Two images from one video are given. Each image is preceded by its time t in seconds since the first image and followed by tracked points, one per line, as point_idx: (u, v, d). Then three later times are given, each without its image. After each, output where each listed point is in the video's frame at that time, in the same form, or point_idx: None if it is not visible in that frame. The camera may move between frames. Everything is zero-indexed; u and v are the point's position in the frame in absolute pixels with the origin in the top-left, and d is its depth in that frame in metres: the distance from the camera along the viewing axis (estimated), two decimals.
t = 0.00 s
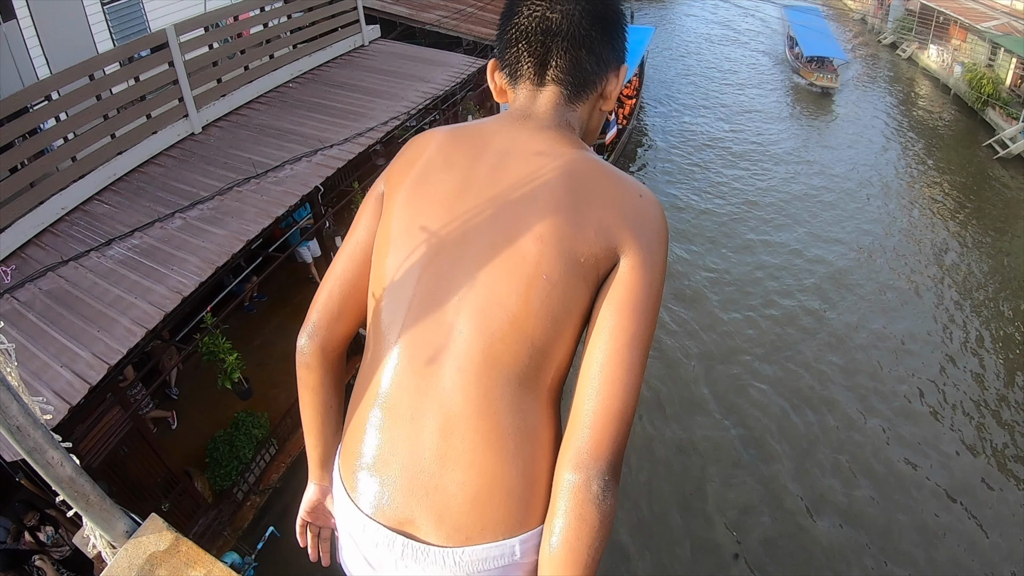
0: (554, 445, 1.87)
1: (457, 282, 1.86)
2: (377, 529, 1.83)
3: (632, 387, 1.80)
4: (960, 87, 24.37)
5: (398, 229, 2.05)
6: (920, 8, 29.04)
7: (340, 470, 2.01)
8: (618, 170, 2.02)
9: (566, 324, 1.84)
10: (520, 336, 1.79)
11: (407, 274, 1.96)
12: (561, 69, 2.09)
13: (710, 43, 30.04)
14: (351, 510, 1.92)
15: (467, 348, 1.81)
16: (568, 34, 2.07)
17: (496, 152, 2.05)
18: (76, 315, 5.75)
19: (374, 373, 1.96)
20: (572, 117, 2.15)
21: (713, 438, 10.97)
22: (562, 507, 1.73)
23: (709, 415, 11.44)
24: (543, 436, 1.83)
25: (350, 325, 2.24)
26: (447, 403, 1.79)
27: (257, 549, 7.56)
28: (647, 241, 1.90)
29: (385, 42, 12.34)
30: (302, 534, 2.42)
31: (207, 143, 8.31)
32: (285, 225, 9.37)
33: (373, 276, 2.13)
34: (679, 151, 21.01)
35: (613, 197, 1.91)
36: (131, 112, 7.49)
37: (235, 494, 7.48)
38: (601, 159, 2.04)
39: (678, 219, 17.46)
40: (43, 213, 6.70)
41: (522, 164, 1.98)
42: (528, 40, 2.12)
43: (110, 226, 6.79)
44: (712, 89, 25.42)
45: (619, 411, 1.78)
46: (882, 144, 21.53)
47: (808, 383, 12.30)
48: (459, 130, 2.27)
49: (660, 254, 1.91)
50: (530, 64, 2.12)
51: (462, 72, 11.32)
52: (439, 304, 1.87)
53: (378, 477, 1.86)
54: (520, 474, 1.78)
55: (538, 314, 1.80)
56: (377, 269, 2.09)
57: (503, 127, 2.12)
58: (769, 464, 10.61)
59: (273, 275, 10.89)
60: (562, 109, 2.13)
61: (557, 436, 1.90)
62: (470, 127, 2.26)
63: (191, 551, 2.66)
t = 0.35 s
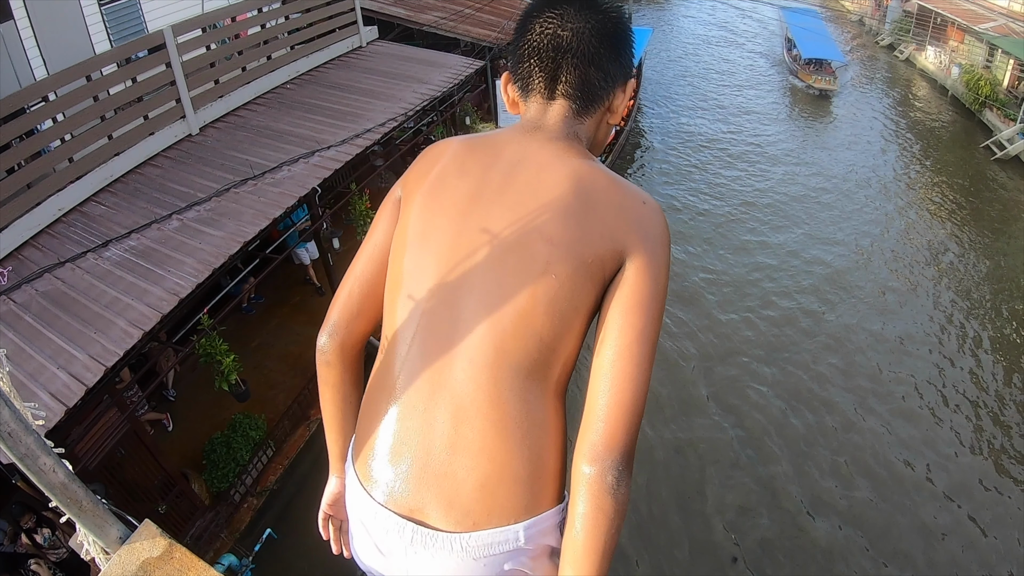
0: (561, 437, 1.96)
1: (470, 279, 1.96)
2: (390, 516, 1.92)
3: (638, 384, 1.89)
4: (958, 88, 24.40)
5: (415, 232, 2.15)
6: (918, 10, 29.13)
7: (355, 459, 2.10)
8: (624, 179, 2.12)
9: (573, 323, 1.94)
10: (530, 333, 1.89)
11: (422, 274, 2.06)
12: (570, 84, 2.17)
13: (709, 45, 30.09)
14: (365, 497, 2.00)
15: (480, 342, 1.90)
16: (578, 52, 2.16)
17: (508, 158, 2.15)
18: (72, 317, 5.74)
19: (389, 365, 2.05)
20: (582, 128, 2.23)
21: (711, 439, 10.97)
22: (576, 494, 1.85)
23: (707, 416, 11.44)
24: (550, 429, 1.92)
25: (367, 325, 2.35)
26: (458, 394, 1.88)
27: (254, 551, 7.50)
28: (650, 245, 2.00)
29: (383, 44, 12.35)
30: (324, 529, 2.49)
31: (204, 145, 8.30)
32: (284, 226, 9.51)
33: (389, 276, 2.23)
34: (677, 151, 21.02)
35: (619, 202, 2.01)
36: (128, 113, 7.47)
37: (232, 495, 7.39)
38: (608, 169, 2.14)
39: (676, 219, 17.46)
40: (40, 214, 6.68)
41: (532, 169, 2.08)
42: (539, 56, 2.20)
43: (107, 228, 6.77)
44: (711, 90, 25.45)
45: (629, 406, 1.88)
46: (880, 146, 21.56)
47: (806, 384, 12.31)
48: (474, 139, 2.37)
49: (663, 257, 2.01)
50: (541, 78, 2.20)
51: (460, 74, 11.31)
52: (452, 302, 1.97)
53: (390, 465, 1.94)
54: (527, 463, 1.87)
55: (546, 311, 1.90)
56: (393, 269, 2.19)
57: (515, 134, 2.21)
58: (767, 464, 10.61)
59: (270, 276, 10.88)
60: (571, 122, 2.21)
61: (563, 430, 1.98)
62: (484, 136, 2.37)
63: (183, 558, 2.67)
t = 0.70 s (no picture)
0: (564, 435, 2.05)
1: (477, 280, 2.05)
2: (399, 509, 2.01)
3: (642, 383, 1.99)
4: (955, 90, 24.46)
5: (427, 235, 2.24)
6: (915, 12, 29.23)
7: (366, 453, 2.19)
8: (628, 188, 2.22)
9: (578, 325, 2.04)
10: (535, 332, 1.99)
11: (433, 275, 2.15)
12: (576, 98, 2.27)
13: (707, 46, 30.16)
14: (376, 490, 2.09)
15: (486, 340, 1.99)
16: (585, 66, 2.25)
17: (516, 165, 2.24)
18: (69, 318, 5.72)
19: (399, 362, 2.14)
20: (588, 140, 2.33)
21: (709, 439, 10.96)
22: (585, 488, 1.94)
23: (706, 416, 11.44)
24: (552, 426, 2.01)
25: (380, 328, 2.45)
26: (466, 390, 1.97)
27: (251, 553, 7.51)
28: (651, 253, 2.10)
29: (381, 45, 12.36)
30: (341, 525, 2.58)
31: (202, 146, 8.28)
32: (283, 229, 9.56)
33: (401, 278, 2.32)
34: (674, 152, 21.03)
35: (621, 211, 2.11)
36: (126, 114, 7.45)
37: (229, 497, 7.41)
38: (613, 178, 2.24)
39: (674, 220, 17.46)
40: (38, 215, 6.65)
41: (540, 176, 2.16)
42: (546, 69, 2.30)
43: (104, 229, 6.75)
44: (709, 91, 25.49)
45: (636, 406, 1.98)
46: (877, 147, 21.59)
47: (804, 384, 12.31)
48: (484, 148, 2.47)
49: (662, 264, 2.11)
50: (547, 91, 2.30)
51: (458, 75, 11.32)
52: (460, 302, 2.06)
53: (401, 456, 2.03)
54: (530, 458, 1.96)
55: (550, 312, 2.00)
56: (405, 271, 2.28)
57: (524, 143, 2.31)
58: (765, 465, 10.60)
59: (268, 277, 10.87)
60: (578, 133, 2.30)
61: (565, 427, 2.07)
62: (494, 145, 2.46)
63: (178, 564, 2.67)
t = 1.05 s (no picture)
0: (565, 434, 2.18)
1: (484, 283, 2.20)
2: (408, 503, 2.13)
3: (645, 383, 2.15)
4: (952, 91, 24.53)
5: (436, 242, 2.41)
6: (913, 13, 29.34)
7: (376, 450, 2.31)
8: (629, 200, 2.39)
9: (580, 326, 2.21)
10: (537, 332, 2.14)
11: (441, 278, 2.31)
12: (580, 110, 2.48)
13: (704, 48, 30.24)
14: (385, 485, 2.21)
15: (490, 339, 2.14)
16: (588, 79, 2.47)
17: (520, 178, 2.42)
18: (65, 319, 5.70)
19: (407, 361, 2.27)
20: (591, 151, 2.53)
21: (707, 440, 10.97)
22: (599, 486, 2.12)
23: (704, 416, 11.46)
24: (553, 424, 2.13)
25: (393, 332, 2.64)
26: (472, 385, 2.11)
27: (248, 556, 7.51)
28: (652, 262, 2.27)
29: (379, 46, 12.36)
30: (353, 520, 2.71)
31: (198, 147, 8.27)
32: (279, 231, 9.58)
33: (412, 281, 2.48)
34: (672, 154, 21.05)
35: (620, 221, 2.27)
36: (123, 115, 7.42)
37: (227, 499, 7.40)
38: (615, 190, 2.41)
39: (672, 221, 17.47)
40: (34, 216, 6.62)
41: (543, 188, 2.33)
42: (552, 84, 2.52)
43: (101, 230, 6.73)
44: (707, 93, 25.55)
45: (644, 409, 2.14)
46: (874, 148, 21.64)
47: (802, 384, 12.33)
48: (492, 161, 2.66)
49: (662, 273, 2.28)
50: (552, 103, 2.52)
51: (455, 77, 11.33)
52: (467, 303, 2.21)
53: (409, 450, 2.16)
54: (531, 453, 2.07)
55: (553, 314, 2.16)
56: (414, 275, 2.44)
57: (528, 157, 2.48)
58: (764, 466, 10.60)
59: (265, 279, 10.87)
60: (582, 143, 2.51)
61: (566, 426, 2.20)
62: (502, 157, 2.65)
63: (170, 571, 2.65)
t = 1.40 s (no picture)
0: (565, 430, 2.32)
1: (485, 287, 2.33)
2: (415, 498, 2.27)
3: (644, 382, 2.30)
4: (947, 93, 24.63)
5: (443, 247, 2.53)
6: (908, 16, 29.50)
7: (383, 446, 2.46)
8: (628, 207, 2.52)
9: (580, 328, 2.34)
10: (537, 334, 2.26)
11: (447, 282, 2.44)
12: (581, 122, 2.65)
13: (700, 50, 30.31)
14: (391, 480, 2.35)
15: (492, 340, 2.27)
16: (588, 92, 2.64)
17: (522, 187, 2.54)
18: (59, 322, 5.66)
19: (413, 361, 2.39)
20: (591, 161, 2.69)
21: (704, 441, 10.98)
22: (609, 484, 2.28)
23: (700, 418, 11.47)
24: (552, 421, 2.26)
25: (400, 334, 2.78)
26: (474, 385, 2.24)
27: (243, 559, 7.45)
28: (650, 267, 2.41)
29: (374, 48, 12.35)
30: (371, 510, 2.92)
31: (194, 149, 8.25)
32: (274, 233, 9.52)
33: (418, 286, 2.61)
34: (668, 155, 21.07)
35: (618, 228, 2.39)
36: (117, 116, 7.39)
37: (221, 502, 7.35)
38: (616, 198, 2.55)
39: (668, 223, 17.48)
40: (28, 218, 6.59)
41: (545, 196, 2.45)
42: (554, 98, 2.69)
43: (95, 233, 6.70)
44: (702, 95, 25.61)
45: (650, 410, 2.29)
46: (870, 150, 21.72)
47: (798, 386, 12.34)
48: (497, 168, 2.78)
49: (659, 276, 2.42)
50: (553, 116, 2.69)
51: (451, 79, 11.32)
52: (470, 305, 2.34)
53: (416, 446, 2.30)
54: (532, 449, 2.21)
55: (552, 316, 2.29)
56: (421, 279, 2.57)
57: (530, 167, 2.61)
58: (760, 467, 10.61)
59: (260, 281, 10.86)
60: (584, 154, 2.68)
61: (566, 423, 2.34)
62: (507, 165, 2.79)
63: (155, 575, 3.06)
